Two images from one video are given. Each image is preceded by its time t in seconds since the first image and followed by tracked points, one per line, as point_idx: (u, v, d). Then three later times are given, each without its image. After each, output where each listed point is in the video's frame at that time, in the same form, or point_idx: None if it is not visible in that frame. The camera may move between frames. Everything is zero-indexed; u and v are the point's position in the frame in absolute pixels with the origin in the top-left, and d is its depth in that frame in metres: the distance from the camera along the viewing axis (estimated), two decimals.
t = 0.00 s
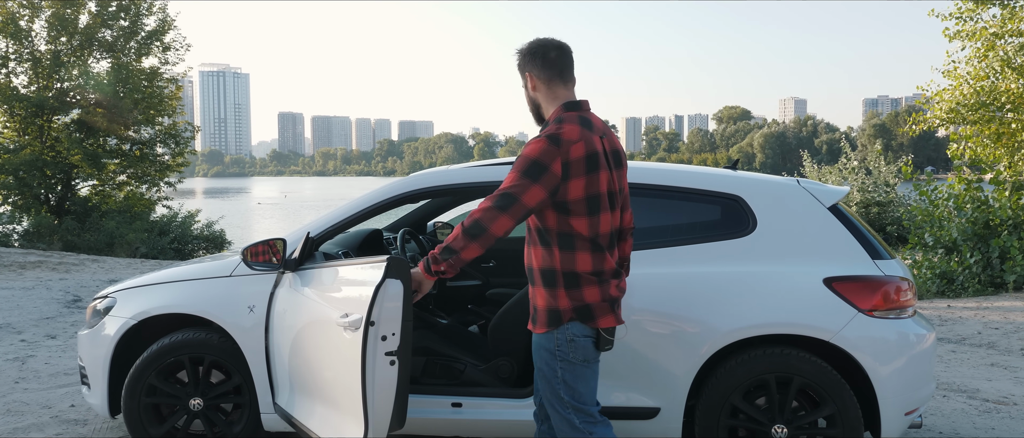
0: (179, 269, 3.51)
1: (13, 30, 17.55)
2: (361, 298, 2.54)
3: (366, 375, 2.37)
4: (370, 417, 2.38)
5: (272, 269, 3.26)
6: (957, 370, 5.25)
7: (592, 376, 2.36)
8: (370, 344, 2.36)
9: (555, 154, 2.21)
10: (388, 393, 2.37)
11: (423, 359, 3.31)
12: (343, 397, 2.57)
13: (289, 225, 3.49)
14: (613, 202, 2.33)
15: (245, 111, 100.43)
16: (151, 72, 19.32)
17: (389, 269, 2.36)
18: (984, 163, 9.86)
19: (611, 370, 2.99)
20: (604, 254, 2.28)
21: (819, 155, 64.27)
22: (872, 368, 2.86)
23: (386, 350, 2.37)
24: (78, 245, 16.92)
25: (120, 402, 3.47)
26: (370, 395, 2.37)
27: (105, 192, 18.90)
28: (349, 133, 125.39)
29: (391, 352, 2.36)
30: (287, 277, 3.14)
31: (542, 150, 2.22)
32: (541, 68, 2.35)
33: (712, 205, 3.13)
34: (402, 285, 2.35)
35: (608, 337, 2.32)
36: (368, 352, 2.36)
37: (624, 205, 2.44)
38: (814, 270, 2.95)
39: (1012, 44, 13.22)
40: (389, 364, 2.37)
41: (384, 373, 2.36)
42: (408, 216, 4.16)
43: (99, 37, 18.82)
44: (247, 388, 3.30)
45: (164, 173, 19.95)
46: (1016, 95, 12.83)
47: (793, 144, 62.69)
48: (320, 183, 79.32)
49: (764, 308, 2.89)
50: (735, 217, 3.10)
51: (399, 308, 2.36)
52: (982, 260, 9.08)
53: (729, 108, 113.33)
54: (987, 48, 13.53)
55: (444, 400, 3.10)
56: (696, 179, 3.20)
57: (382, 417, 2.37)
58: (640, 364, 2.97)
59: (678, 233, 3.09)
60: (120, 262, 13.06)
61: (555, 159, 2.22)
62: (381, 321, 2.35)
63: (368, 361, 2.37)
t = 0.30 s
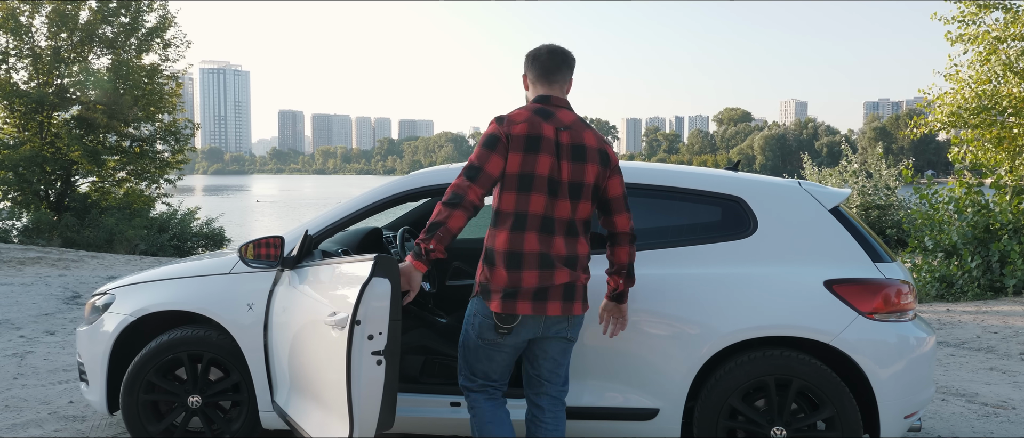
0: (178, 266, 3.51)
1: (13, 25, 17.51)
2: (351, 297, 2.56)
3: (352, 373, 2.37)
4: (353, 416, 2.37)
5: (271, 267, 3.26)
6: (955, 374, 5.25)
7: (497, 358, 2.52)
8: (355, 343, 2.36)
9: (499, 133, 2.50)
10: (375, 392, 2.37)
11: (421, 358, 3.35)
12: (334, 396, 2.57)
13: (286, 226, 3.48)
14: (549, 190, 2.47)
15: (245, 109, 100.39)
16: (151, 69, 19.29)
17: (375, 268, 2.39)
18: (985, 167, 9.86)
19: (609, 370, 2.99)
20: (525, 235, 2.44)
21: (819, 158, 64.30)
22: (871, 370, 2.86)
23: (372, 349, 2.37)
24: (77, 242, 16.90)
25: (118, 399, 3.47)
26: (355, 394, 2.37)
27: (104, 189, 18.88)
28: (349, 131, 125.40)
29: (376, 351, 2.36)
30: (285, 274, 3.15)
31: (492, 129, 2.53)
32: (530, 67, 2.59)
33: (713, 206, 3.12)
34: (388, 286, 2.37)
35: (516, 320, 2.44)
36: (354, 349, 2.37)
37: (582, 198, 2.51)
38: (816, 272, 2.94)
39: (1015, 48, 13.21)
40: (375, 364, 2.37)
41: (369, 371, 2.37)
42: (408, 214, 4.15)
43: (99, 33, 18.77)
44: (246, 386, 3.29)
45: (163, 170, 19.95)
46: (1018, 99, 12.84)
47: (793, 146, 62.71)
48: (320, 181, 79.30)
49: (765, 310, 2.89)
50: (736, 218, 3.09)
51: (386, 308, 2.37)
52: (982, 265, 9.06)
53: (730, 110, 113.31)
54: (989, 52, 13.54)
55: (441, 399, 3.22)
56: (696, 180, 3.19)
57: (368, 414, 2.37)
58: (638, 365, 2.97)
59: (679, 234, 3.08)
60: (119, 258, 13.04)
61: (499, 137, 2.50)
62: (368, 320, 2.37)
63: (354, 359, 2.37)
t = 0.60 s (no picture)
0: (177, 267, 3.50)
1: (12, 25, 17.48)
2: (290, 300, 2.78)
3: (298, 374, 2.62)
4: (300, 416, 2.63)
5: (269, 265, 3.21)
6: (956, 373, 5.25)
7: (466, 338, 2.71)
8: (298, 345, 2.60)
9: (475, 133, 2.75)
10: (319, 393, 2.61)
11: (421, 357, 3.34)
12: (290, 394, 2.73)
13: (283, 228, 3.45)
14: (490, 179, 2.61)
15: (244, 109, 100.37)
16: (150, 69, 19.27)
17: (312, 272, 2.63)
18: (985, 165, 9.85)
19: (609, 369, 2.99)
20: (470, 222, 2.64)
21: (818, 157, 64.32)
22: (873, 369, 2.86)
23: (315, 350, 2.61)
24: (77, 242, 16.91)
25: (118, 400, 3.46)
26: (300, 394, 2.62)
27: (104, 189, 18.88)
28: (349, 131, 125.37)
29: (321, 351, 2.61)
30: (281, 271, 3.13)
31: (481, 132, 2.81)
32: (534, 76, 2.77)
33: (714, 205, 3.12)
34: (328, 289, 2.59)
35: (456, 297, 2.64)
36: (297, 352, 2.61)
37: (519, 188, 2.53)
38: (817, 272, 2.93)
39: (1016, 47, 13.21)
40: (318, 366, 2.61)
41: (314, 373, 2.61)
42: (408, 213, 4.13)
43: (98, 33, 18.74)
44: (246, 386, 3.29)
45: (162, 170, 19.92)
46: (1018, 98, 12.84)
47: (793, 145, 62.76)
48: (320, 181, 79.30)
49: (766, 309, 2.88)
50: (736, 217, 3.09)
51: (326, 312, 2.59)
52: (983, 264, 9.05)
53: (729, 109, 113.32)
54: (990, 50, 13.54)
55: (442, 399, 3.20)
56: (696, 179, 3.19)
57: (317, 410, 2.62)
58: (638, 364, 2.97)
59: (679, 233, 3.08)
60: (118, 258, 13.02)
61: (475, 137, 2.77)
62: (309, 324, 2.60)
63: (298, 362, 2.62)
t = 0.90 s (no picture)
0: (176, 266, 3.49)
1: (11, 24, 17.49)
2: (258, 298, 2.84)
3: (263, 375, 2.67)
4: (266, 416, 2.70)
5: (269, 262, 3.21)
6: (956, 373, 5.24)
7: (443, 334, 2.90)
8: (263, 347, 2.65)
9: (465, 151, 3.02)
10: (286, 393, 2.68)
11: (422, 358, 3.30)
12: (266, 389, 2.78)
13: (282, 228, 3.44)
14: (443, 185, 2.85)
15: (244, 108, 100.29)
16: (150, 68, 19.24)
17: (276, 271, 2.68)
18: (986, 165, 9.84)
19: (608, 369, 2.98)
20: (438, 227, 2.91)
21: (818, 157, 64.34)
22: (875, 370, 2.85)
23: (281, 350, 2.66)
24: (77, 241, 16.92)
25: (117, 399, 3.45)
26: (266, 393, 2.68)
27: (104, 188, 18.88)
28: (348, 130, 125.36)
29: (286, 352, 2.66)
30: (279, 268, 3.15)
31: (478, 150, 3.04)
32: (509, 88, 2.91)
33: (715, 205, 3.11)
34: (292, 289, 2.65)
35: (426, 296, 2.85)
36: (260, 352, 2.66)
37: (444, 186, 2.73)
38: (818, 271, 2.93)
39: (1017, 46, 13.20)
40: (284, 366, 2.67)
41: (279, 373, 2.67)
42: (410, 212, 4.12)
43: (97, 32, 18.71)
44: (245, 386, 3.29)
45: (162, 169, 19.88)
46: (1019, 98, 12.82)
47: (793, 145, 62.79)
48: (319, 180, 79.29)
49: (766, 309, 2.87)
50: (738, 216, 3.08)
51: (291, 312, 2.65)
52: (983, 264, 9.05)
53: (729, 109, 113.27)
54: (992, 50, 13.54)
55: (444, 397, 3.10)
56: (696, 178, 3.19)
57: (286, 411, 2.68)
58: (638, 364, 2.96)
59: (679, 232, 3.08)
60: (118, 257, 13.01)
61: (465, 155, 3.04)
62: (274, 324, 2.65)
63: (264, 362, 2.68)
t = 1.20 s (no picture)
0: (175, 263, 3.48)
1: (10, 21, 17.46)
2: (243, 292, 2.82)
3: (250, 373, 2.66)
4: (255, 416, 2.68)
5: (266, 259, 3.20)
6: (956, 371, 5.24)
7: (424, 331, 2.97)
8: (252, 346, 2.64)
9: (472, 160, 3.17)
10: (275, 391, 2.67)
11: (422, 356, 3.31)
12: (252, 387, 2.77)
13: (280, 226, 3.43)
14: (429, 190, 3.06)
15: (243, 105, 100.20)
16: (149, 64, 19.20)
17: (263, 268, 2.66)
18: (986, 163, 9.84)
19: (608, 366, 2.97)
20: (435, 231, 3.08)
21: (818, 155, 64.33)
22: (877, 369, 2.84)
23: (270, 350, 2.66)
24: (76, 238, 16.90)
25: (116, 396, 3.44)
26: (254, 393, 2.67)
27: (103, 185, 18.86)
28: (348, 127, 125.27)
29: (274, 352, 2.65)
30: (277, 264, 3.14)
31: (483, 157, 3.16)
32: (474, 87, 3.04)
33: (715, 202, 3.10)
34: (280, 286, 2.64)
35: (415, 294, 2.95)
36: (248, 350, 2.64)
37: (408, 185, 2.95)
38: (819, 269, 2.92)
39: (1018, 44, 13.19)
40: (272, 364, 2.66)
41: (268, 372, 2.66)
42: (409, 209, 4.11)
43: (96, 28, 18.62)
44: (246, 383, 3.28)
45: (161, 166, 19.84)
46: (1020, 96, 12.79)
47: (793, 143, 62.79)
48: (318, 177, 79.21)
49: (767, 307, 2.87)
50: (738, 213, 3.07)
51: (281, 310, 2.64)
52: (983, 262, 9.05)
53: (729, 106, 113.32)
54: (993, 48, 13.53)
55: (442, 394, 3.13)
56: (697, 175, 3.18)
57: (277, 412, 2.68)
58: (638, 362, 2.95)
59: (681, 230, 3.06)
60: (117, 254, 12.99)
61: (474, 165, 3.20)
62: (262, 322, 2.64)
63: (252, 361, 2.66)
